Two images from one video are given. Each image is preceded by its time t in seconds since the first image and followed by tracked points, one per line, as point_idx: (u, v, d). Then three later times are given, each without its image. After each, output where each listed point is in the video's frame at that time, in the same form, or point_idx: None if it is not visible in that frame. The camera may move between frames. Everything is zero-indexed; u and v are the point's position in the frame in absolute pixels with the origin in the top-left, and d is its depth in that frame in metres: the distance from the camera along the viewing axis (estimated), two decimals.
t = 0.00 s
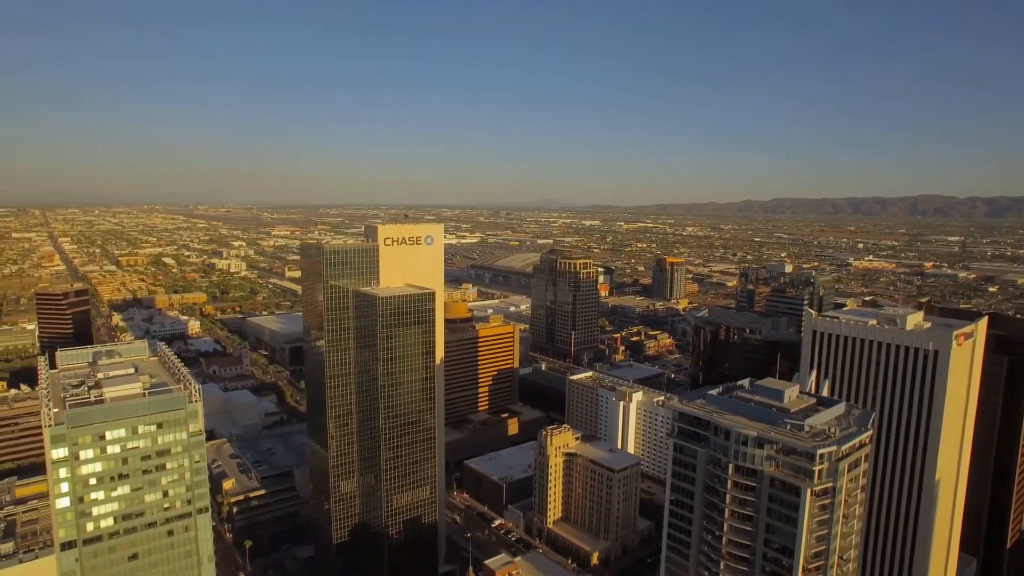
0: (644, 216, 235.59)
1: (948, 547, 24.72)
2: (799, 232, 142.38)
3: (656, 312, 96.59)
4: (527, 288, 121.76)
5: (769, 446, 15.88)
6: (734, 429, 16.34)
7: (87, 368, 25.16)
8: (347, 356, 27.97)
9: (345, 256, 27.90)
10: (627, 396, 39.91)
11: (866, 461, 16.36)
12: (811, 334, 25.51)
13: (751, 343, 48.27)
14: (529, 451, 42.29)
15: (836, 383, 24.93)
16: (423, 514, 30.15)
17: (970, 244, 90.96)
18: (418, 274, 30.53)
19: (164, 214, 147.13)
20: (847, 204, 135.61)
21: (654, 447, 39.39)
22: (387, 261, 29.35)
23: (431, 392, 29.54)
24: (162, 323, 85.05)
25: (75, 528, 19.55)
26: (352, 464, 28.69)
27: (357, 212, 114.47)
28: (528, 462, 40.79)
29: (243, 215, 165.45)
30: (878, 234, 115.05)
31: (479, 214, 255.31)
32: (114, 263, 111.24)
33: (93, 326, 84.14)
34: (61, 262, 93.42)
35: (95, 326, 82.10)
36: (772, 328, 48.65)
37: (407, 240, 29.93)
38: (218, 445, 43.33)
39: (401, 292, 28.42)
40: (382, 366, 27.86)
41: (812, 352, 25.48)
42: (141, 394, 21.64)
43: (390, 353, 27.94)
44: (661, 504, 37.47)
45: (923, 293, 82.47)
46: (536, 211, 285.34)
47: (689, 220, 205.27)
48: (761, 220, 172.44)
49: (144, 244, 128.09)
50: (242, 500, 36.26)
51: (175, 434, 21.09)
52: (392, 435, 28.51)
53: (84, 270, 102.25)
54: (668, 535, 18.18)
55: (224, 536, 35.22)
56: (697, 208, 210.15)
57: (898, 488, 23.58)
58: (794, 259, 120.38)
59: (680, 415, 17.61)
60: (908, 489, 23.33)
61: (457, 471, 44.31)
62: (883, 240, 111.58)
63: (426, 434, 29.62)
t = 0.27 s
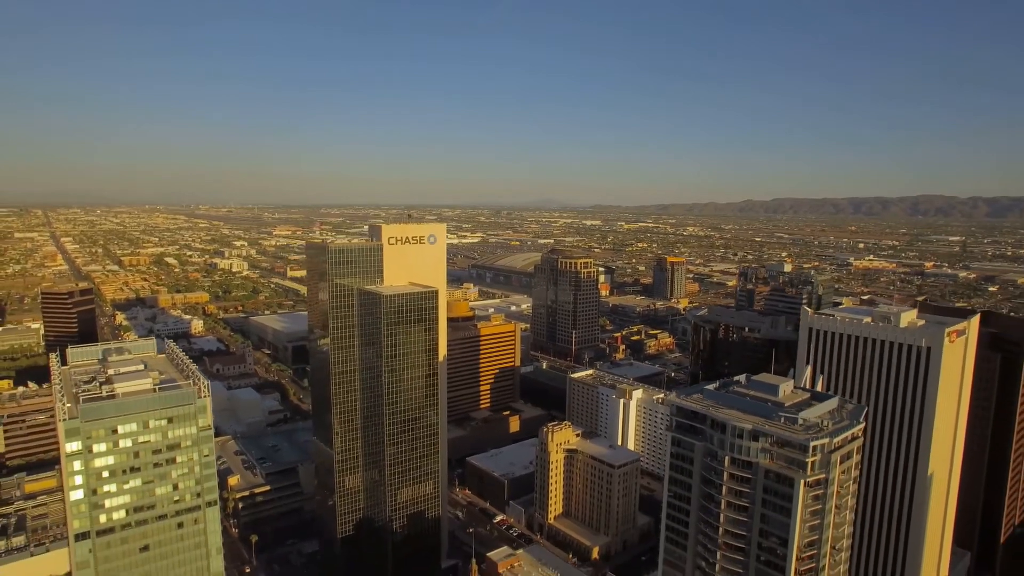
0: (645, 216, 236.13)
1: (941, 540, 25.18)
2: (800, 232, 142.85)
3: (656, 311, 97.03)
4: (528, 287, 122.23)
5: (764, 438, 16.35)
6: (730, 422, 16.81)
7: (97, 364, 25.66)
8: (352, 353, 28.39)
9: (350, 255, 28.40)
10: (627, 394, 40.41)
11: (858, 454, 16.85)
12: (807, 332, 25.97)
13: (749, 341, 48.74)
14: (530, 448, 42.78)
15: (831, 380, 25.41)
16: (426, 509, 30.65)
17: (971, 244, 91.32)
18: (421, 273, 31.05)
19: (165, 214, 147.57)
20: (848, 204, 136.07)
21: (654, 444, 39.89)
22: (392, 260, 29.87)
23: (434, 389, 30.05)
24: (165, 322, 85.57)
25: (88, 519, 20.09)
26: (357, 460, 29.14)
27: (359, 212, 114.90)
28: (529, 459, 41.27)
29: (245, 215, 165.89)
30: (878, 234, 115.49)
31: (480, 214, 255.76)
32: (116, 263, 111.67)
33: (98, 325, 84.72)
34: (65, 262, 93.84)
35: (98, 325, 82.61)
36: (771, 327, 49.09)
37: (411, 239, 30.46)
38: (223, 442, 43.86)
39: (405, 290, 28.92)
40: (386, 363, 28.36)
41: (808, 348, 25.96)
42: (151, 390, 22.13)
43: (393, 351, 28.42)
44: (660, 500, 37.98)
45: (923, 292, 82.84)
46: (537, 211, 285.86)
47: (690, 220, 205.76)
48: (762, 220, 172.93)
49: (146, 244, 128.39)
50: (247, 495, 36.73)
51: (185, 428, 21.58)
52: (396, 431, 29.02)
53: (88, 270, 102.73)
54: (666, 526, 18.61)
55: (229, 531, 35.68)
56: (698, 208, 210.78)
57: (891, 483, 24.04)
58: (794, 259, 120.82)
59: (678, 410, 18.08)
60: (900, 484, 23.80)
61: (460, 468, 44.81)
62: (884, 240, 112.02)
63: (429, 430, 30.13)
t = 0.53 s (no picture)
0: (646, 216, 236.49)
1: (934, 535, 25.68)
2: (801, 232, 143.20)
3: (657, 311, 97.43)
4: (529, 287, 122.64)
5: (759, 432, 16.84)
6: (726, 416, 17.30)
7: (107, 361, 26.20)
8: (355, 350, 28.97)
9: (354, 254, 28.95)
10: (627, 392, 40.88)
11: (851, 447, 17.33)
12: (803, 329, 26.40)
13: (748, 340, 49.13)
14: (531, 446, 43.27)
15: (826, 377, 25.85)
16: (429, 503, 31.13)
17: (971, 244, 91.61)
18: (424, 272, 31.56)
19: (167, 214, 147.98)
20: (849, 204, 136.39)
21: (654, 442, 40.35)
22: (395, 259, 30.40)
23: (437, 386, 30.49)
24: (168, 321, 86.08)
25: (101, 511, 20.63)
26: (361, 455, 29.72)
27: (360, 212, 115.30)
28: (530, 456, 41.74)
29: (246, 215, 166.25)
30: (879, 235, 115.81)
31: (481, 214, 256.09)
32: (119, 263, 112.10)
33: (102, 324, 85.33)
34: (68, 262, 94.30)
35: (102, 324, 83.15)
36: (770, 326, 49.46)
37: (414, 239, 30.96)
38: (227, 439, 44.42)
39: (408, 289, 29.38)
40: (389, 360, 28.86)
41: (805, 345, 26.38)
42: (162, 386, 22.65)
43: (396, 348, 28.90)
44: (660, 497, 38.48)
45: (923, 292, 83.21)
46: (538, 211, 286.25)
47: (691, 220, 206.15)
48: (764, 220, 173.26)
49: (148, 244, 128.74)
50: (252, 491, 37.30)
51: (195, 423, 22.07)
52: (399, 427, 29.49)
53: (91, 269, 103.16)
54: (664, 519, 19.09)
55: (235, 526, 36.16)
56: (699, 208, 211.21)
57: (885, 479, 24.51)
58: (795, 259, 121.19)
59: (675, 405, 18.56)
60: (893, 480, 24.29)
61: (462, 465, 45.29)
62: (885, 240, 112.35)
63: (431, 426, 30.60)
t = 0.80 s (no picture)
0: (647, 216, 236.95)
1: (927, 528, 26.23)
2: (803, 232, 143.61)
3: (657, 311, 97.92)
4: (530, 287, 123.16)
5: (754, 425, 17.37)
6: (722, 410, 17.83)
7: (118, 358, 26.81)
8: (360, 348, 29.48)
9: (359, 253, 29.54)
10: (627, 390, 41.42)
11: (843, 440, 17.86)
12: (799, 327, 26.90)
13: (746, 339, 49.58)
14: (532, 443, 43.81)
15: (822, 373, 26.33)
16: (432, 498, 31.68)
17: (972, 244, 92.05)
18: (427, 271, 32.14)
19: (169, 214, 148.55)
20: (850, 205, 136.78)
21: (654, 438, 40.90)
22: (399, 258, 30.99)
23: (440, 383, 31.03)
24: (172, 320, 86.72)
25: (114, 503, 21.19)
26: (366, 451, 30.25)
27: (362, 212, 115.84)
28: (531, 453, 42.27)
29: (248, 215, 166.77)
30: (880, 235, 116.21)
31: (482, 214, 256.58)
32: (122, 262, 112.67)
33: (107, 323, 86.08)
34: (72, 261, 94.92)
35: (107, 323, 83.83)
36: (768, 325, 49.91)
37: (418, 239, 31.53)
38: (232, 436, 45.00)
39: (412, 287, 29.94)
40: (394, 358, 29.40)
41: (801, 343, 26.87)
42: (172, 382, 23.24)
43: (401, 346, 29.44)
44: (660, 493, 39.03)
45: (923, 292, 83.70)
46: (540, 211, 286.73)
47: (692, 220, 206.62)
48: (765, 220, 173.70)
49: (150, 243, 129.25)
50: (258, 487, 37.89)
51: (205, 418, 22.64)
52: (403, 423, 30.02)
53: (95, 269, 103.71)
54: (663, 510, 19.61)
55: (241, 520, 36.76)
56: (700, 208, 211.69)
57: (878, 473, 25.04)
58: (795, 259, 121.67)
59: (674, 399, 19.07)
60: (886, 474, 24.83)
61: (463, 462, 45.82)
62: (886, 240, 112.78)
63: (435, 422, 31.13)
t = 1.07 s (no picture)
0: (647, 216, 237.31)
1: (921, 523, 26.70)
2: (803, 232, 143.93)
3: (657, 310, 98.31)
4: (531, 287, 123.57)
5: (749, 419, 17.86)
6: (719, 405, 18.31)
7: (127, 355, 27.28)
8: (363, 345, 30.15)
9: (362, 253, 30.14)
10: (627, 387, 41.93)
11: (836, 433, 18.35)
12: (795, 324, 27.39)
13: (745, 337, 50.17)
14: (533, 440, 44.32)
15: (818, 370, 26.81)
16: (435, 494, 32.12)
17: (972, 244, 92.47)
18: (430, 270, 32.64)
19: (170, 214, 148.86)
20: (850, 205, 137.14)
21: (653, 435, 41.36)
22: (402, 257, 31.51)
23: (443, 381, 31.39)
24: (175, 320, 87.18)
25: (125, 496, 21.69)
26: (369, 446, 30.90)
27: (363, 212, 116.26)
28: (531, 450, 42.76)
29: (249, 215, 167.01)
30: (880, 235, 116.56)
31: (482, 214, 256.95)
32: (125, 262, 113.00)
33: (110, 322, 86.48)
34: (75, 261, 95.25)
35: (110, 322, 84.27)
36: (766, 324, 50.48)
37: (420, 238, 32.04)
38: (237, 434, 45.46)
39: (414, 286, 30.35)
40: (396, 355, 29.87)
41: (798, 340, 27.33)
42: (181, 378, 23.73)
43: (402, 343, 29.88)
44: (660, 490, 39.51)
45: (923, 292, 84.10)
46: (540, 211, 287.07)
47: (693, 220, 207.01)
48: (766, 220, 174.02)
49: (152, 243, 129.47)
50: (263, 483, 38.37)
51: (213, 413, 23.13)
52: (406, 420, 30.41)
53: (97, 268, 104.10)
54: (660, 503, 20.10)
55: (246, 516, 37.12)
56: (701, 208, 211.97)
57: (872, 468, 25.51)
58: (795, 259, 122.07)
59: (671, 394, 19.56)
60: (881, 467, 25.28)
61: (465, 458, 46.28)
62: (886, 240, 113.20)
63: (437, 419, 31.48)
